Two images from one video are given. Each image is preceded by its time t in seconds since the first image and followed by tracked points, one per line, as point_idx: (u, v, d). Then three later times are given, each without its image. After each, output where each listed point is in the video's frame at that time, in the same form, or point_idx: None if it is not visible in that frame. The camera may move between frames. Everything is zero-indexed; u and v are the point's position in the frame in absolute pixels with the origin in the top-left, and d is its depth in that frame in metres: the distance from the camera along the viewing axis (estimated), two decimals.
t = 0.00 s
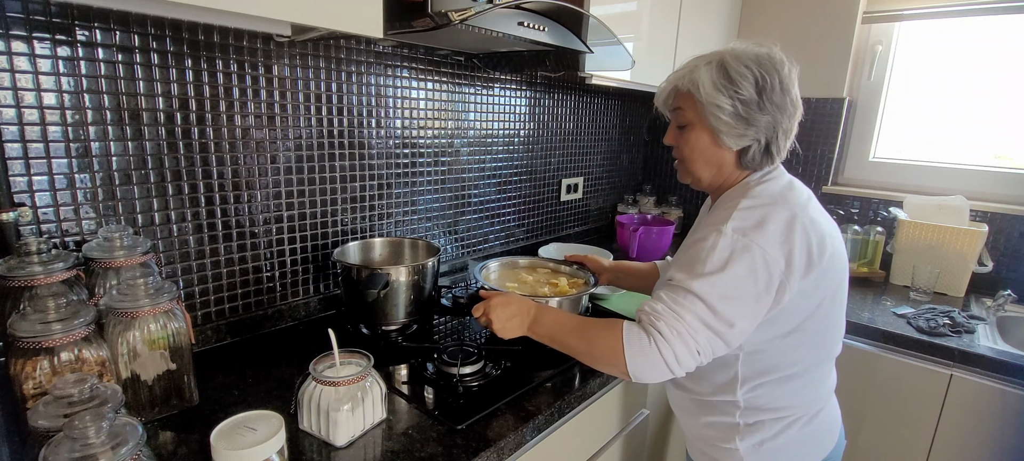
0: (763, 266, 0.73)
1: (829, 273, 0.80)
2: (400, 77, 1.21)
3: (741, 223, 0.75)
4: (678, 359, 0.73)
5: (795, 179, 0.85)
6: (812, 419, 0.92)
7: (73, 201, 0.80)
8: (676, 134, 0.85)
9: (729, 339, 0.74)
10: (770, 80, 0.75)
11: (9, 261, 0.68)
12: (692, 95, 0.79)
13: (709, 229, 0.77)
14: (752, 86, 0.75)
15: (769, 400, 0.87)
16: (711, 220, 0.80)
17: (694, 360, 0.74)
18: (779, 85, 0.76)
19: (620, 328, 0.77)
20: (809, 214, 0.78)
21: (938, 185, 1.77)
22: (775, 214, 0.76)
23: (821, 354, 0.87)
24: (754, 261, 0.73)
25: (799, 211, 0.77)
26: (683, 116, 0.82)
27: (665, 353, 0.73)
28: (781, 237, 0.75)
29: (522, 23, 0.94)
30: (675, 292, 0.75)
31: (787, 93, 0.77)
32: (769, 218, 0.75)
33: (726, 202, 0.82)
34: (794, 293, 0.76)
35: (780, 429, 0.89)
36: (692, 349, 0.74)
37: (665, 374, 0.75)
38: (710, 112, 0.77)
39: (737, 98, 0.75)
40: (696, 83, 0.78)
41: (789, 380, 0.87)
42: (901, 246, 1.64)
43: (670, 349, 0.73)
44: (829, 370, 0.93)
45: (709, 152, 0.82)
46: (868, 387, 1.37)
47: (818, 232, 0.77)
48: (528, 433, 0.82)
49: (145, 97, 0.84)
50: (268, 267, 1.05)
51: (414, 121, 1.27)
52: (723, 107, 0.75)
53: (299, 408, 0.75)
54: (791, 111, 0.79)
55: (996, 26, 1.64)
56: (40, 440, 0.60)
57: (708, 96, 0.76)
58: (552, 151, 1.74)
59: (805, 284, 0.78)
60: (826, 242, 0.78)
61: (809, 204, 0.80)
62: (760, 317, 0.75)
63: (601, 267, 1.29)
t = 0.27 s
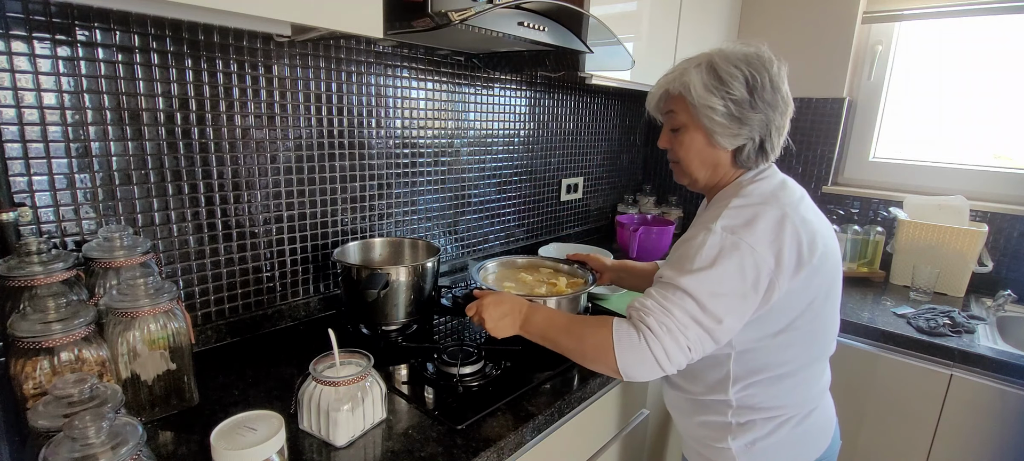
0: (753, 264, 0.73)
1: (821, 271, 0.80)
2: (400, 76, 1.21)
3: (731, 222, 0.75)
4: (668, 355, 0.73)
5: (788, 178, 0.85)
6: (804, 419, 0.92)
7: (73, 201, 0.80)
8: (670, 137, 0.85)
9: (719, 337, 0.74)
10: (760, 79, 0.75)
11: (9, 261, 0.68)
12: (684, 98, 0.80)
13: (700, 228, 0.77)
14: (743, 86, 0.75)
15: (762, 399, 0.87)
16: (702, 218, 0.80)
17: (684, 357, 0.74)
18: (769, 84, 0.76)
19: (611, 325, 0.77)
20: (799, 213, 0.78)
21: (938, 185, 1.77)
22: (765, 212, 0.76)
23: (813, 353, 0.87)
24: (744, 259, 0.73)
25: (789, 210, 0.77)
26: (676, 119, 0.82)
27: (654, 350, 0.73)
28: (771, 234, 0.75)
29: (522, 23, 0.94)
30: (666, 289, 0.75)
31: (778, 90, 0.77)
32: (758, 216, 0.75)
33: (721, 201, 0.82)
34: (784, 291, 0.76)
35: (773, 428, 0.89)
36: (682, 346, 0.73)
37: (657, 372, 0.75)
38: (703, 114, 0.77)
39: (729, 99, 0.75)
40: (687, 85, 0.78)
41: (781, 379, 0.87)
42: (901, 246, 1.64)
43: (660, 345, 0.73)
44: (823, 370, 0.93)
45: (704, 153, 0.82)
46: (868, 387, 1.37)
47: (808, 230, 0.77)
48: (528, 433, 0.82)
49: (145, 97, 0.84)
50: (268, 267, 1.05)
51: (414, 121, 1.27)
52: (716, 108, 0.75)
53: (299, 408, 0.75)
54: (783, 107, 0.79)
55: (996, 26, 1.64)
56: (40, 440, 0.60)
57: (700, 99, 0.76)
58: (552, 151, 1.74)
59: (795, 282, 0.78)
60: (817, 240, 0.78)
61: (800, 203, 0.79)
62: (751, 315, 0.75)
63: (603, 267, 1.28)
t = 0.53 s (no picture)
0: (748, 262, 0.73)
1: (815, 270, 0.80)
2: (400, 77, 1.21)
3: (725, 220, 0.75)
4: (664, 352, 0.73)
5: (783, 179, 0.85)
6: (799, 418, 0.92)
7: (73, 201, 0.80)
8: (663, 140, 0.85)
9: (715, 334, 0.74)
10: (749, 77, 0.76)
11: (9, 261, 0.68)
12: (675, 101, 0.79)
13: (695, 226, 0.77)
14: (734, 86, 0.75)
15: (758, 399, 0.87)
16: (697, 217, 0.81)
17: (681, 355, 0.74)
18: (758, 82, 0.76)
19: (606, 320, 0.77)
20: (794, 212, 0.78)
21: (938, 185, 1.77)
22: (759, 211, 0.76)
23: (808, 353, 0.87)
24: (739, 257, 0.73)
25: (783, 209, 0.77)
26: (668, 122, 0.82)
27: (650, 345, 0.73)
28: (766, 232, 0.75)
29: (522, 23, 0.94)
30: (661, 286, 0.75)
31: (768, 87, 0.78)
32: (753, 215, 0.75)
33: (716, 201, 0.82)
34: (778, 290, 0.76)
35: (768, 427, 0.89)
36: (678, 344, 0.73)
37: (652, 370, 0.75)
38: (696, 115, 0.77)
39: (720, 99, 0.75)
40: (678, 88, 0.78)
41: (777, 378, 0.87)
42: (901, 246, 1.65)
43: (656, 341, 0.73)
44: (818, 369, 0.93)
45: (698, 154, 0.82)
46: (868, 387, 1.37)
47: (803, 229, 0.77)
48: (528, 433, 0.82)
49: (145, 97, 0.84)
50: (268, 267, 1.05)
51: (414, 121, 1.27)
52: (708, 109, 0.75)
53: (299, 408, 0.75)
54: (774, 103, 0.79)
55: (996, 26, 1.64)
56: (40, 440, 0.60)
57: (692, 101, 0.76)
58: (552, 151, 1.74)
59: (790, 281, 0.78)
60: (812, 239, 0.78)
61: (795, 202, 0.80)
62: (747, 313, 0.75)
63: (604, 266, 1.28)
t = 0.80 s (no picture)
0: (742, 261, 0.73)
1: (811, 269, 0.80)
2: (400, 77, 1.21)
3: (720, 219, 0.75)
4: (661, 350, 0.73)
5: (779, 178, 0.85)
6: (796, 418, 0.92)
7: (73, 201, 0.80)
8: (658, 141, 0.85)
9: (711, 333, 0.74)
10: (741, 77, 0.75)
11: (9, 261, 0.68)
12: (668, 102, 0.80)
13: (690, 226, 0.77)
14: (726, 86, 0.75)
15: (754, 398, 0.87)
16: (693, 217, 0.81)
17: (677, 353, 0.74)
18: (751, 81, 0.76)
19: (604, 320, 0.77)
20: (789, 211, 0.77)
21: (938, 185, 1.77)
22: (754, 210, 0.76)
23: (805, 352, 0.87)
24: (733, 256, 0.73)
25: (779, 208, 0.77)
26: (662, 124, 0.82)
27: (647, 344, 0.73)
28: (762, 231, 0.75)
29: (522, 23, 0.94)
30: (658, 285, 0.75)
31: (761, 86, 0.77)
32: (748, 214, 0.75)
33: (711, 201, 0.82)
34: (774, 289, 0.76)
35: (765, 427, 0.89)
36: (674, 342, 0.73)
37: (649, 369, 0.75)
38: (688, 116, 0.77)
39: (712, 100, 0.75)
40: (671, 89, 0.78)
41: (773, 378, 0.87)
42: (901, 246, 1.65)
43: (653, 340, 0.73)
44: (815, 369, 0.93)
45: (693, 154, 0.82)
46: (868, 387, 1.37)
47: (799, 229, 0.77)
48: (528, 433, 0.82)
49: (145, 97, 0.84)
50: (268, 267, 1.05)
51: (414, 121, 1.27)
52: (700, 110, 0.75)
53: (299, 408, 0.75)
54: (767, 102, 0.79)
55: (996, 26, 1.64)
56: (40, 440, 0.60)
57: (684, 102, 0.76)
58: (552, 151, 1.74)
59: (786, 280, 0.78)
60: (807, 238, 0.78)
61: (791, 202, 0.79)
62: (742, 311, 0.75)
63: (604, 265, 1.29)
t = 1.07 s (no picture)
0: (741, 261, 0.73)
1: (808, 268, 0.80)
2: (400, 77, 1.21)
3: (718, 219, 0.75)
4: (660, 348, 0.73)
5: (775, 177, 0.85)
6: (795, 417, 0.92)
7: (73, 201, 0.80)
8: (656, 142, 0.85)
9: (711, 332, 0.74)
10: (736, 77, 0.76)
11: (9, 261, 0.68)
12: (664, 103, 0.80)
13: (688, 225, 0.77)
14: (721, 87, 0.75)
15: (753, 398, 0.87)
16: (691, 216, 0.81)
17: (677, 352, 0.74)
18: (746, 82, 0.76)
19: (602, 319, 0.77)
20: (786, 210, 0.77)
21: (938, 185, 1.77)
22: (751, 210, 0.76)
23: (803, 351, 0.87)
24: (731, 255, 0.73)
25: (776, 208, 0.77)
26: (659, 124, 0.82)
27: (646, 342, 0.73)
28: (759, 230, 0.75)
29: (522, 23, 0.94)
30: (656, 284, 0.75)
31: (756, 85, 0.77)
32: (745, 213, 0.75)
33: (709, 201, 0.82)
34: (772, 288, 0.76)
35: (763, 426, 0.89)
36: (674, 341, 0.73)
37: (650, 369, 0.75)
38: (685, 117, 0.77)
39: (708, 101, 0.75)
40: (667, 90, 0.78)
41: (771, 377, 0.87)
42: (901, 246, 1.65)
43: (651, 338, 0.73)
44: (813, 368, 0.93)
45: (690, 155, 0.82)
46: (868, 387, 1.37)
47: (796, 228, 0.77)
48: (528, 433, 0.82)
49: (145, 97, 0.84)
50: (268, 267, 1.05)
51: (414, 121, 1.27)
52: (697, 111, 0.76)
53: (299, 408, 0.75)
54: (764, 101, 0.79)
55: (996, 26, 1.64)
56: (40, 440, 0.60)
57: (680, 103, 0.76)
58: (552, 151, 1.74)
59: (783, 279, 0.78)
60: (805, 237, 0.78)
61: (788, 201, 0.80)
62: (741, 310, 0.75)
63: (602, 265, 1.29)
